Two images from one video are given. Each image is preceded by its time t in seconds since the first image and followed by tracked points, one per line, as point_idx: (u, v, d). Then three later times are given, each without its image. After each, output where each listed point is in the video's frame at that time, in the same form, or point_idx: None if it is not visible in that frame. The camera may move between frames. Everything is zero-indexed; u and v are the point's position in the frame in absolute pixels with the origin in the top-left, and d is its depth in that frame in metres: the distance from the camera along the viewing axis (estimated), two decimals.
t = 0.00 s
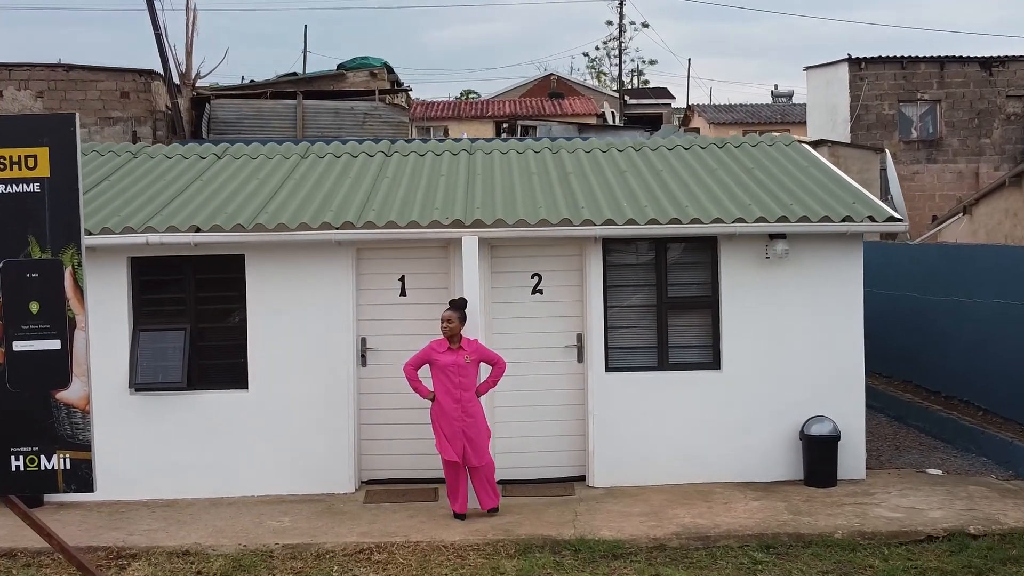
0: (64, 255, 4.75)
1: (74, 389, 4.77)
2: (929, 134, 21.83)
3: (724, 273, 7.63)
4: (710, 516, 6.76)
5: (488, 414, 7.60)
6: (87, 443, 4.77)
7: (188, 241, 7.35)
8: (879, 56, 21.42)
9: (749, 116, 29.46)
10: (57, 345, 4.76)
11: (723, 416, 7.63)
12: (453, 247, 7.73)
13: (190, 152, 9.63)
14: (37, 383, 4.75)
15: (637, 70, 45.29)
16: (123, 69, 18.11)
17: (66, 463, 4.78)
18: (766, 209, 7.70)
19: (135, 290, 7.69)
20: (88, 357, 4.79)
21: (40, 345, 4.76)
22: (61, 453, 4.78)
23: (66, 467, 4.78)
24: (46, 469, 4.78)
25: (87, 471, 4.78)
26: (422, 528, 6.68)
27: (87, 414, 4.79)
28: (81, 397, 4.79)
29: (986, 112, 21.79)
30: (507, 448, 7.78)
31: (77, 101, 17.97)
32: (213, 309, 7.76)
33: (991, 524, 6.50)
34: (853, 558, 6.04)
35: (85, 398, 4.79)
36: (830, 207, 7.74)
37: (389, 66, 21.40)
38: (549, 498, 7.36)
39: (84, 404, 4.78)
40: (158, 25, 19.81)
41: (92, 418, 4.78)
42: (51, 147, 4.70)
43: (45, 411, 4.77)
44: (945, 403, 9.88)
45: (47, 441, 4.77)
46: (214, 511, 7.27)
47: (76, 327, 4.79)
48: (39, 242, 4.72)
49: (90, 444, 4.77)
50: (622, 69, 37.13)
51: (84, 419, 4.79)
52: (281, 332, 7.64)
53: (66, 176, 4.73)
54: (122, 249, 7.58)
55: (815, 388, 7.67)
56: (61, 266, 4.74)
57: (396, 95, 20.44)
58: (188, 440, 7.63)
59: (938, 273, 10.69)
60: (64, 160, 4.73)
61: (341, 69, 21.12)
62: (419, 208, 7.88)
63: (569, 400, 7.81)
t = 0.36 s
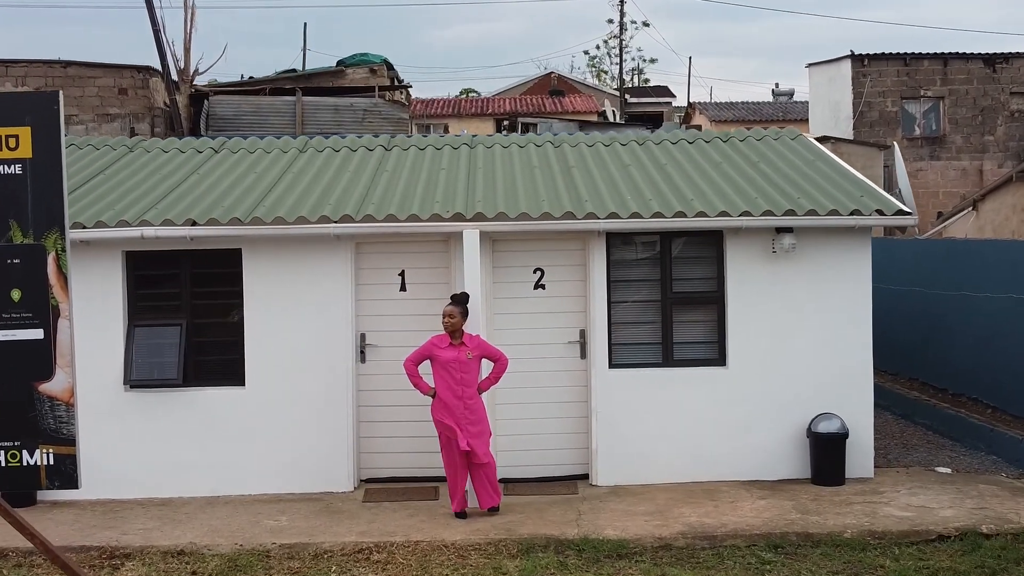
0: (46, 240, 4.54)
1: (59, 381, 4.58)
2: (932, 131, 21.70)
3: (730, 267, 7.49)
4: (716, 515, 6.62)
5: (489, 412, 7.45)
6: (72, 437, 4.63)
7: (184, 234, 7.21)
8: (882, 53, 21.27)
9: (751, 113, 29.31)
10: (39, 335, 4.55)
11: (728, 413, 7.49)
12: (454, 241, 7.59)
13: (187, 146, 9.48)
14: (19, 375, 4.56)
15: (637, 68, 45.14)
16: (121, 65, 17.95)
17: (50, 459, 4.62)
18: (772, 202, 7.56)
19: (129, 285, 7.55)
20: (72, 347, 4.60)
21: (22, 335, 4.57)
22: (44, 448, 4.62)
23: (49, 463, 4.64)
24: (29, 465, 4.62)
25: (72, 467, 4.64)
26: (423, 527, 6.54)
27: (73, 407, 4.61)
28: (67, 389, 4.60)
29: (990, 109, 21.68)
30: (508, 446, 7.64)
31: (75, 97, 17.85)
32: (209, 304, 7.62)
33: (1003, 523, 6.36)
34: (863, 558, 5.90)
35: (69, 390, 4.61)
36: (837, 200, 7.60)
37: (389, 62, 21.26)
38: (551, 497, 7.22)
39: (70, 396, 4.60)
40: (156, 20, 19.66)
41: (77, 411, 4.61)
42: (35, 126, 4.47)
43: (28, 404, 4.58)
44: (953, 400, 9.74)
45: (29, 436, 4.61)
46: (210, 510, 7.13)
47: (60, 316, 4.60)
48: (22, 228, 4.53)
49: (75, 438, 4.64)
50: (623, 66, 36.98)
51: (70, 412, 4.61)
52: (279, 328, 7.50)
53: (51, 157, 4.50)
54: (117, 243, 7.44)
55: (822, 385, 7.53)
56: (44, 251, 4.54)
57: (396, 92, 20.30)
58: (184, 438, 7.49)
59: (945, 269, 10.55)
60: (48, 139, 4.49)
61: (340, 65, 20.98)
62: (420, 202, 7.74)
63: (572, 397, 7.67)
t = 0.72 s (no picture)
0: (30, 229, 4.72)
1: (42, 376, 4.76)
2: (935, 129, 21.58)
3: (736, 264, 7.36)
4: (721, 516, 6.50)
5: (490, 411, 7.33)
6: (55, 436, 4.84)
7: (180, 230, 7.09)
8: (884, 51, 21.17)
9: (754, 112, 29.18)
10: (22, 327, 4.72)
11: (733, 413, 7.37)
12: (454, 237, 7.46)
13: (184, 142, 9.36)
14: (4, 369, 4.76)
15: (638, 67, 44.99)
16: (119, 63, 17.83)
17: (33, 458, 4.86)
18: (778, 198, 7.44)
19: (125, 282, 7.43)
20: (55, 341, 4.75)
21: (6, 327, 4.73)
22: (26, 447, 4.85)
23: (32, 462, 4.87)
24: (13, 464, 4.87)
25: (55, 466, 4.86)
26: (423, 528, 6.41)
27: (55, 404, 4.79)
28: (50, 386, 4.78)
29: (993, 107, 21.57)
30: (510, 446, 7.52)
31: (73, 95, 17.69)
32: (206, 302, 7.50)
33: (1014, 524, 6.24)
34: (872, 560, 5.78)
35: (52, 386, 4.78)
36: (844, 196, 7.48)
37: (389, 60, 21.13)
38: (554, 497, 7.09)
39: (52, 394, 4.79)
40: (155, 18, 19.55)
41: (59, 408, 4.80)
42: (15, 112, 4.61)
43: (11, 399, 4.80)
44: (960, 400, 9.62)
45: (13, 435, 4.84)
46: (207, 511, 7.00)
47: (45, 308, 4.74)
48: (4, 220, 4.70)
49: (57, 436, 4.85)
50: (624, 66, 36.87)
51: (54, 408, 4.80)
52: (277, 326, 7.38)
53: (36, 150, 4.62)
54: (112, 239, 7.31)
55: (829, 384, 7.40)
56: (28, 241, 4.70)
57: (396, 90, 20.18)
58: (180, 437, 7.38)
59: (952, 267, 10.41)
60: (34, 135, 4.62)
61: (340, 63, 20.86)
62: (420, 198, 7.61)
63: (574, 396, 7.54)
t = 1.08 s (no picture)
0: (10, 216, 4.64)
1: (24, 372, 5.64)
2: (938, 127, 21.46)
3: (741, 260, 7.23)
4: (727, 517, 6.36)
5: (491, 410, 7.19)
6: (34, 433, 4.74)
7: (175, 226, 6.95)
8: (887, 48, 21.05)
9: (755, 111, 29.03)
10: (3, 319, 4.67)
11: (739, 412, 7.24)
12: (455, 233, 7.33)
13: (181, 137, 9.23)
14: None
15: (638, 67, 44.92)
16: (117, 60, 17.71)
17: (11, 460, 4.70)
18: (785, 193, 7.31)
19: (119, 279, 7.29)
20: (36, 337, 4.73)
21: None
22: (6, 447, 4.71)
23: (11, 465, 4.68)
24: None
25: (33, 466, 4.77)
26: (422, 530, 6.28)
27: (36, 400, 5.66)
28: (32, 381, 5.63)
29: (997, 105, 21.44)
30: (511, 446, 7.38)
31: (70, 92, 17.54)
32: (202, 299, 7.36)
33: None
34: (883, 562, 5.64)
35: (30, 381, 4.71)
36: (852, 191, 7.34)
37: (389, 57, 20.99)
38: (556, 498, 6.95)
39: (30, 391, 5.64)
40: (153, 15, 19.42)
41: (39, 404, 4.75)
42: None
43: None
44: (968, 399, 9.48)
45: None
46: (202, 512, 6.87)
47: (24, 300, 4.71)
48: None
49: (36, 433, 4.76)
50: (624, 65, 36.74)
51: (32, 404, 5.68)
52: (274, 323, 7.25)
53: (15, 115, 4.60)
54: (105, 235, 7.18)
55: (837, 382, 7.26)
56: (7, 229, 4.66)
57: (396, 88, 20.05)
58: (176, 437, 7.24)
59: (960, 264, 10.28)
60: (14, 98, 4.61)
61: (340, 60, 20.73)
62: (420, 193, 7.48)
63: (577, 395, 7.41)
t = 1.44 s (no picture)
0: None
1: (9, 371, 6.61)
2: (941, 125, 21.34)
3: (747, 258, 7.10)
4: (734, 519, 6.24)
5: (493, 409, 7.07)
6: None
7: (171, 222, 6.83)
8: (890, 46, 20.93)
9: (756, 109, 28.90)
10: None
11: (745, 412, 7.12)
12: (456, 230, 7.21)
13: (178, 133, 9.11)
14: None
15: (639, 65, 44.76)
16: (115, 58, 17.64)
17: None
18: (792, 189, 7.18)
19: (115, 276, 7.18)
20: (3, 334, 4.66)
21: None
22: None
23: None
24: None
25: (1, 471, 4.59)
26: (424, 532, 6.16)
27: (20, 397, 6.62)
28: (17, 379, 6.62)
29: (1000, 103, 21.31)
30: (514, 446, 7.26)
31: (68, 90, 17.39)
32: (200, 296, 7.24)
33: None
34: (894, 566, 5.52)
35: None
36: (860, 187, 7.22)
37: (389, 55, 20.85)
38: (559, 499, 6.83)
39: (15, 389, 6.62)
40: (151, 13, 19.30)
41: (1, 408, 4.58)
42: None
43: None
44: (976, 399, 9.36)
45: None
46: (199, 513, 6.74)
47: None
48: None
49: None
50: (625, 63, 36.62)
51: (15, 401, 6.64)
52: (272, 322, 7.13)
53: None
54: (101, 231, 7.06)
55: (845, 381, 7.14)
56: None
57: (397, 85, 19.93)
58: (173, 437, 7.12)
59: (968, 263, 10.16)
60: None
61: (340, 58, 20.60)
62: (421, 189, 7.36)
63: (580, 395, 7.29)
